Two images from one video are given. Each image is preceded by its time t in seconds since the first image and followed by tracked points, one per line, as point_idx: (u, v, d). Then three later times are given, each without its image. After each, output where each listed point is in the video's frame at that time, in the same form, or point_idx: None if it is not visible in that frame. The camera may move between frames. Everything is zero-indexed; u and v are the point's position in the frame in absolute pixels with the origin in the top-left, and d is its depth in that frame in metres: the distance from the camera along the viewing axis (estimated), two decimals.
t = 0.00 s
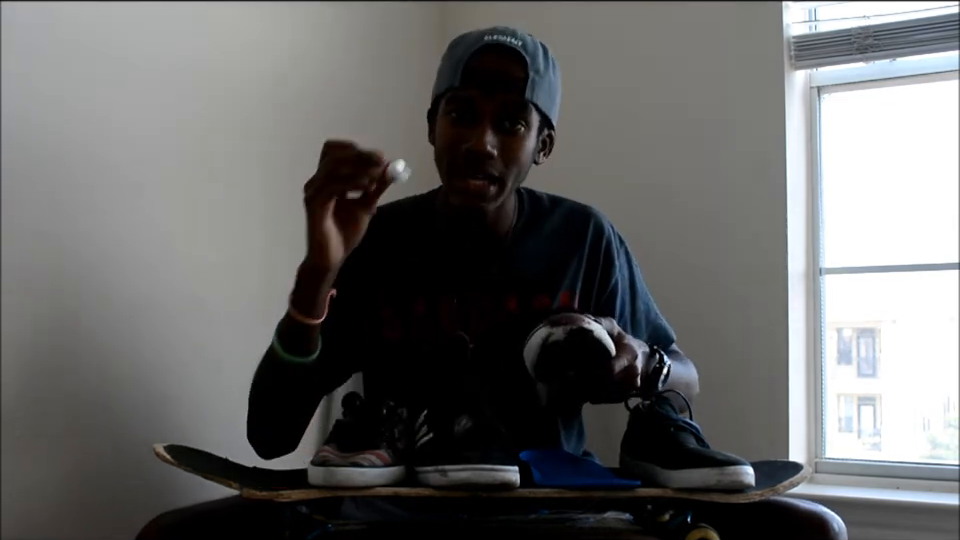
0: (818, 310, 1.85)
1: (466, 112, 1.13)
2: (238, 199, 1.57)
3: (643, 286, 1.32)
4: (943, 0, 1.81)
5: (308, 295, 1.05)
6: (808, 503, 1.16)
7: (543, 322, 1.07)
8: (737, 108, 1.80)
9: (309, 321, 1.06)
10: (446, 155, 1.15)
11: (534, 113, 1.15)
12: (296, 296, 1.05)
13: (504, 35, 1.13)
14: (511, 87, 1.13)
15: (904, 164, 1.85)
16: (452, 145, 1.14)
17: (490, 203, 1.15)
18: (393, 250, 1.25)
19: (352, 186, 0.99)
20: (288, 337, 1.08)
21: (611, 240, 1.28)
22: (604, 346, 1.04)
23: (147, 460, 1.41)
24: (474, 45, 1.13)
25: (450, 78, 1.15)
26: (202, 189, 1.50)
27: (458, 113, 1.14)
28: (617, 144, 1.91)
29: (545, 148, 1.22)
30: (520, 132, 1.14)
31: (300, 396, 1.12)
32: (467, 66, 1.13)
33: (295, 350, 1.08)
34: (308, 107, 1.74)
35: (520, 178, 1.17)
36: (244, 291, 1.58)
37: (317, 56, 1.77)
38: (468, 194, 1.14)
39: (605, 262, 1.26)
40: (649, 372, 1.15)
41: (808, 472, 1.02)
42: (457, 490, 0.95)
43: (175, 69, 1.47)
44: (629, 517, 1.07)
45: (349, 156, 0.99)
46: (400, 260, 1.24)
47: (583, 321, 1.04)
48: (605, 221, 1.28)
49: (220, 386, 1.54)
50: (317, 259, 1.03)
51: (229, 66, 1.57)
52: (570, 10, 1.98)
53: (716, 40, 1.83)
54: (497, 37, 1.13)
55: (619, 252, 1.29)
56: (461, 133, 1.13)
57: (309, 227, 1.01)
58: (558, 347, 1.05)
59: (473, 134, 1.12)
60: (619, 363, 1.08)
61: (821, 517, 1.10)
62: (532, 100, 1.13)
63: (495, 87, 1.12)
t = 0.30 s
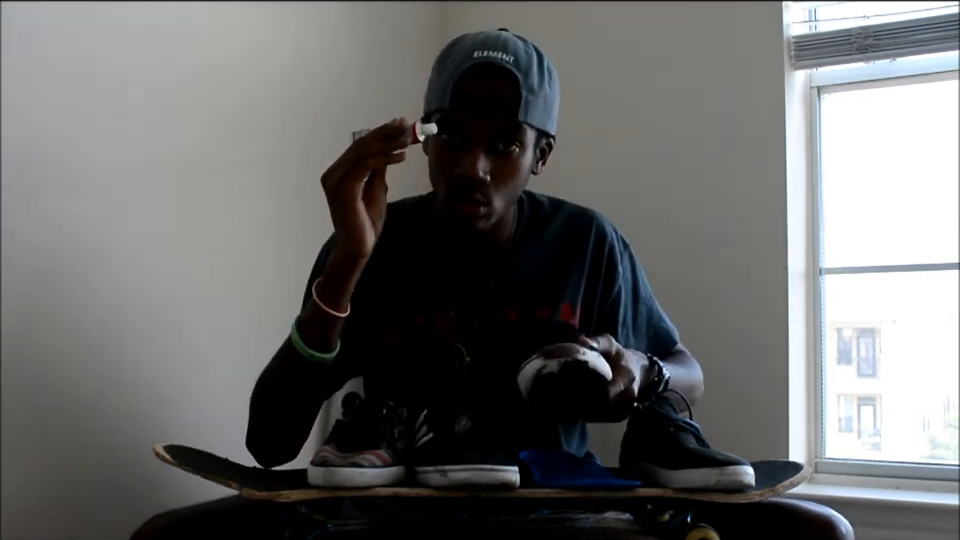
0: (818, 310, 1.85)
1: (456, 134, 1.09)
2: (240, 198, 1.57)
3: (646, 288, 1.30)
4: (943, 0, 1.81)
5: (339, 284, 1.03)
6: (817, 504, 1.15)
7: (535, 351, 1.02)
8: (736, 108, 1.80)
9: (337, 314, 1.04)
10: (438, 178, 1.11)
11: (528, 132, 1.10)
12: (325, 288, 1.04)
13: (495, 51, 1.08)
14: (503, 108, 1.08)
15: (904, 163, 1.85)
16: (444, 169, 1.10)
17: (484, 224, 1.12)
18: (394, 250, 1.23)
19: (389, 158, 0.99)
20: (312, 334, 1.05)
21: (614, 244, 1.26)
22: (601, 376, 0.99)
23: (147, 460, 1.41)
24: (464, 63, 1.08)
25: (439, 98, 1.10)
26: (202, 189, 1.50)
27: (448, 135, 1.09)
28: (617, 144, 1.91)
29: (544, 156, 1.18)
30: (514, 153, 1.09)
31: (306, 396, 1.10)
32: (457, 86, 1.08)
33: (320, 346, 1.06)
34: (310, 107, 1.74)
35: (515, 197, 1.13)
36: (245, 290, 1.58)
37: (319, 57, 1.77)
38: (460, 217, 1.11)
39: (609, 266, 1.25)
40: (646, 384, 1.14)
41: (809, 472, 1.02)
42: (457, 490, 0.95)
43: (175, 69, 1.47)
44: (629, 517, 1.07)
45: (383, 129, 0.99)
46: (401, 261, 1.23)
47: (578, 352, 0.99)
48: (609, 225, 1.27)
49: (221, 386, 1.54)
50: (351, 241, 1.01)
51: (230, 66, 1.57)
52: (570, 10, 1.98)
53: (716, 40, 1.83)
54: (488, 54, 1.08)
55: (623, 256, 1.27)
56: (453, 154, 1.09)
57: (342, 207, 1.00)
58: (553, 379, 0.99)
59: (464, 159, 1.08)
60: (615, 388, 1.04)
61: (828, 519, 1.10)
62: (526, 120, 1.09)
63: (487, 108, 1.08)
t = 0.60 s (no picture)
0: (818, 310, 1.85)
1: (453, 152, 1.08)
2: (238, 199, 1.57)
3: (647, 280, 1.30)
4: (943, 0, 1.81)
5: (328, 295, 1.03)
6: (817, 507, 1.15)
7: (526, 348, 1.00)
8: (736, 109, 1.80)
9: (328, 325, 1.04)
10: (437, 192, 1.11)
11: (526, 146, 1.09)
12: (315, 299, 1.04)
13: (490, 68, 1.06)
14: (501, 127, 1.06)
15: (903, 163, 1.85)
16: (442, 185, 1.09)
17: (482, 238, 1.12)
18: (391, 251, 1.23)
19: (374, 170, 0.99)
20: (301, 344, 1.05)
21: (613, 241, 1.26)
22: (593, 374, 0.97)
23: (147, 460, 1.41)
24: (458, 81, 1.06)
25: (434, 115, 1.08)
26: (203, 189, 1.50)
27: (445, 152, 1.08)
28: (617, 143, 1.91)
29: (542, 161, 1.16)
30: (512, 170, 1.09)
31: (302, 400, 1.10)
32: (452, 105, 1.06)
33: (313, 359, 1.06)
34: (310, 107, 1.74)
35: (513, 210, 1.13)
36: (245, 290, 1.58)
37: (319, 57, 1.77)
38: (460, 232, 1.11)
39: (608, 264, 1.25)
40: (644, 382, 1.12)
41: (809, 472, 1.01)
42: (457, 490, 0.95)
43: (176, 69, 1.47)
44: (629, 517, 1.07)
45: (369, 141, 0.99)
46: (399, 261, 1.22)
47: (569, 349, 0.97)
48: (609, 222, 1.27)
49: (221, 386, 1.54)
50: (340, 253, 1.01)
51: (229, 63, 1.57)
52: (570, 10, 1.98)
53: (716, 40, 1.83)
54: (483, 70, 1.05)
55: (622, 253, 1.27)
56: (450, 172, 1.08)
57: (330, 219, 1.00)
58: (543, 376, 0.98)
59: (462, 178, 1.07)
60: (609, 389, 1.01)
61: (829, 521, 1.10)
62: (524, 137, 1.08)
63: (485, 127, 1.06)
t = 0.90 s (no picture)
0: (818, 311, 1.85)
1: (454, 154, 1.08)
2: (239, 199, 1.57)
3: (648, 277, 1.29)
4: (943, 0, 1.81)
5: (318, 323, 1.04)
6: (817, 506, 1.15)
7: (506, 339, 0.99)
8: (736, 109, 1.80)
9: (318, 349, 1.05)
10: (440, 192, 1.11)
11: (526, 145, 1.09)
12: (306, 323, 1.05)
13: (487, 73, 1.05)
14: (501, 131, 1.06)
15: (903, 163, 1.85)
16: (444, 186, 1.10)
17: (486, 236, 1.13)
18: (391, 249, 1.23)
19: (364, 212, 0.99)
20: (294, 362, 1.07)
21: (611, 238, 1.26)
22: (573, 364, 0.96)
23: (147, 460, 1.41)
24: (456, 87, 1.05)
25: (433, 120, 1.07)
26: (203, 189, 1.50)
27: (445, 155, 1.08)
28: (617, 143, 1.91)
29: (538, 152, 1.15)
30: (513, 169, 1.09)
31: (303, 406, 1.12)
32: (450, 111, 1.05)
33: (305, 378, 1.08)
34: (311, 107, 1.74)
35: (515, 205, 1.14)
36: (245, 290, 1.58)
37: (318, 56, 1.77)
38: (465, 232, 1.12)
39: (606, 261, 1.25)
40: (644, 382, 1.10)
41: (808, 472, 1.01)
42: (457, 490, 0.95)
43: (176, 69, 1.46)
44: (628, 517, 1.07)
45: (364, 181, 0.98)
46: (398, 258, 1.22)
47: (548, 339, 0.95)
48: (607, 221, 1.27)
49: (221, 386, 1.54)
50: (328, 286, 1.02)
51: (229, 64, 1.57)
52: (570, 10, 1.98)
53: (716, 40, 1.83)
54: (480, 75, 1.04)
55: (620, 250, 1.27)
56: (452, 172, 1.09)
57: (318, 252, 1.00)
58: (523, 364, 0.96)
59: (465, 181, 1.08)
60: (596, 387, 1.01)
61: (830, 520, 1.10)
62: (524, 138, 1.07)
63: (485, 131, 1.05)
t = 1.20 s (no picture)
0: (818, 311, 1.85)
1: (453, 125, 1.08)
2: (237, 199, 1.56)
3: (648, 269, 1.28)
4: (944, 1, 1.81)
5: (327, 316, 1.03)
6: (818, 506, 1.15)
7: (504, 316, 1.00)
8: (736, 109, 1.80)
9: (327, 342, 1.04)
10: (437, 170, 1.11)
11: (523, 117, 1.10)
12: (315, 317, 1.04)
13: (484, 43, 1.06)
14: (498, 99, 1.07)
15: (903, 162, 1.85)
16: (444, 160, 1.09)
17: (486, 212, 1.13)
18: (399, 252, 1.22)
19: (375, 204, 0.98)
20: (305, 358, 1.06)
21: (607, 231, 1.26)
22: (569, 338, 0.97)
23: (147, 460, 1.41)
24: (454, 56, 1.06)
25: (432, 92, 1.08)
26: (203, 189, 1.50)
27: (444, 128, 1.09)
28: (618, 143, 1.91)
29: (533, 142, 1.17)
30: (512, 139, 1.09)
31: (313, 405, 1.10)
32: (450, 80, 1.06)
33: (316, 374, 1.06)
34: (311, 107, 1.74)
35: (515, 181, 1.14)
36: (246, 289, 1.58)
37: (318, 56, 1.77)
38: (465, 206, 1.11)
39: (602, 253, 1.25)
40: (643, 369, 1.10)
41: (809, 472, 1.01)
42: (457, 490, 0.95)
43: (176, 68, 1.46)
44: (629, 517, 1.06)
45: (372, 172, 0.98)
46: (407, 262, 1.22)
47: (546, 314, 0.97)
48: (602, 215, 1.27)
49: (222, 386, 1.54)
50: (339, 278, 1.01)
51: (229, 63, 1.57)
52: (570, 10, 1.98)
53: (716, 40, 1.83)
54: (478, 45, 1.06)
55: (617, 242, 1.27)
56: (451, 146, 1.09)
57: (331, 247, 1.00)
58: (522, 339, 0.97)
59: (465, 152, 1.08)
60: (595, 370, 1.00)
61: (830, 520, 1.09)
62: (521, 107, 1.08)
63: (483, 99, 1.07)
